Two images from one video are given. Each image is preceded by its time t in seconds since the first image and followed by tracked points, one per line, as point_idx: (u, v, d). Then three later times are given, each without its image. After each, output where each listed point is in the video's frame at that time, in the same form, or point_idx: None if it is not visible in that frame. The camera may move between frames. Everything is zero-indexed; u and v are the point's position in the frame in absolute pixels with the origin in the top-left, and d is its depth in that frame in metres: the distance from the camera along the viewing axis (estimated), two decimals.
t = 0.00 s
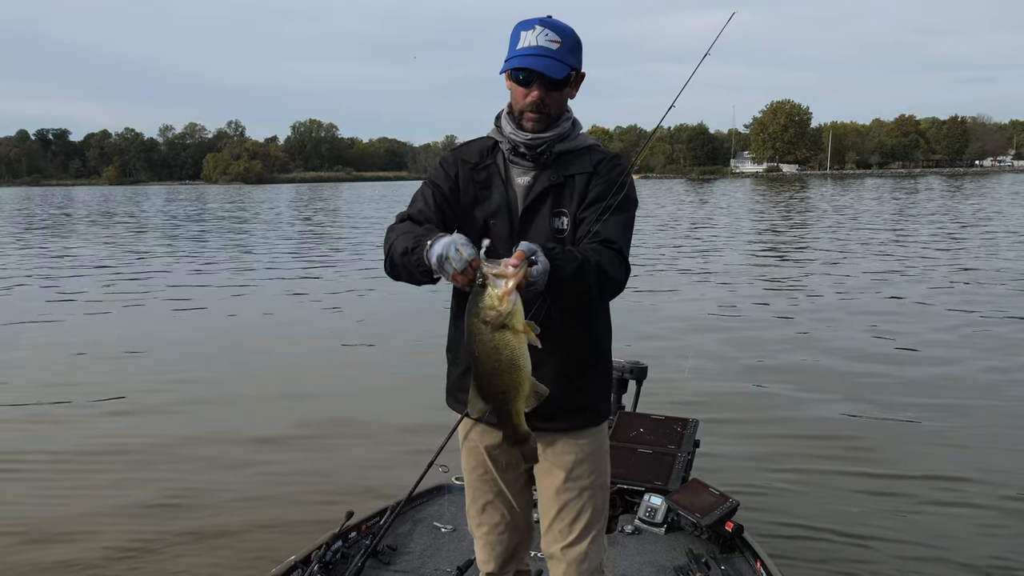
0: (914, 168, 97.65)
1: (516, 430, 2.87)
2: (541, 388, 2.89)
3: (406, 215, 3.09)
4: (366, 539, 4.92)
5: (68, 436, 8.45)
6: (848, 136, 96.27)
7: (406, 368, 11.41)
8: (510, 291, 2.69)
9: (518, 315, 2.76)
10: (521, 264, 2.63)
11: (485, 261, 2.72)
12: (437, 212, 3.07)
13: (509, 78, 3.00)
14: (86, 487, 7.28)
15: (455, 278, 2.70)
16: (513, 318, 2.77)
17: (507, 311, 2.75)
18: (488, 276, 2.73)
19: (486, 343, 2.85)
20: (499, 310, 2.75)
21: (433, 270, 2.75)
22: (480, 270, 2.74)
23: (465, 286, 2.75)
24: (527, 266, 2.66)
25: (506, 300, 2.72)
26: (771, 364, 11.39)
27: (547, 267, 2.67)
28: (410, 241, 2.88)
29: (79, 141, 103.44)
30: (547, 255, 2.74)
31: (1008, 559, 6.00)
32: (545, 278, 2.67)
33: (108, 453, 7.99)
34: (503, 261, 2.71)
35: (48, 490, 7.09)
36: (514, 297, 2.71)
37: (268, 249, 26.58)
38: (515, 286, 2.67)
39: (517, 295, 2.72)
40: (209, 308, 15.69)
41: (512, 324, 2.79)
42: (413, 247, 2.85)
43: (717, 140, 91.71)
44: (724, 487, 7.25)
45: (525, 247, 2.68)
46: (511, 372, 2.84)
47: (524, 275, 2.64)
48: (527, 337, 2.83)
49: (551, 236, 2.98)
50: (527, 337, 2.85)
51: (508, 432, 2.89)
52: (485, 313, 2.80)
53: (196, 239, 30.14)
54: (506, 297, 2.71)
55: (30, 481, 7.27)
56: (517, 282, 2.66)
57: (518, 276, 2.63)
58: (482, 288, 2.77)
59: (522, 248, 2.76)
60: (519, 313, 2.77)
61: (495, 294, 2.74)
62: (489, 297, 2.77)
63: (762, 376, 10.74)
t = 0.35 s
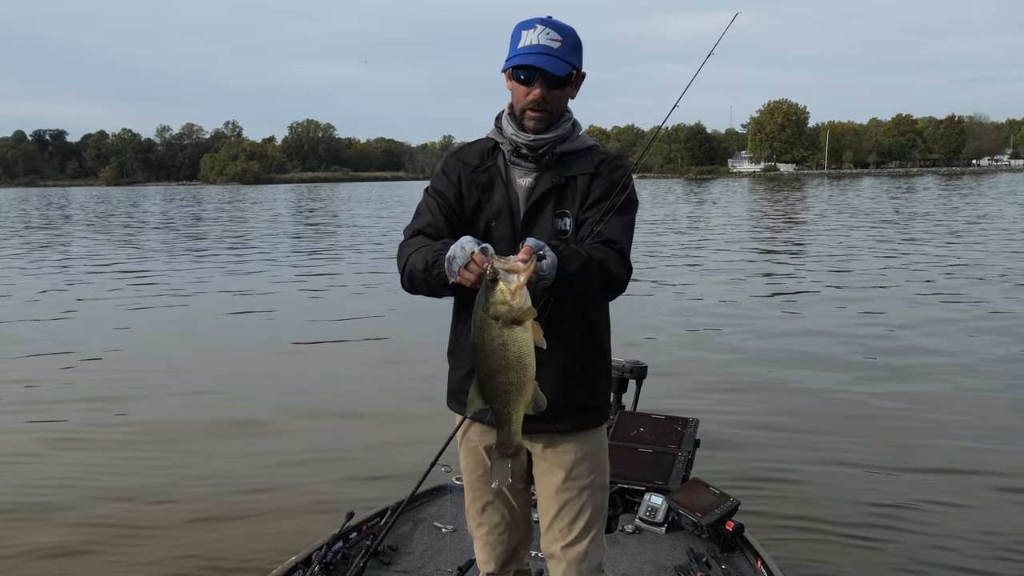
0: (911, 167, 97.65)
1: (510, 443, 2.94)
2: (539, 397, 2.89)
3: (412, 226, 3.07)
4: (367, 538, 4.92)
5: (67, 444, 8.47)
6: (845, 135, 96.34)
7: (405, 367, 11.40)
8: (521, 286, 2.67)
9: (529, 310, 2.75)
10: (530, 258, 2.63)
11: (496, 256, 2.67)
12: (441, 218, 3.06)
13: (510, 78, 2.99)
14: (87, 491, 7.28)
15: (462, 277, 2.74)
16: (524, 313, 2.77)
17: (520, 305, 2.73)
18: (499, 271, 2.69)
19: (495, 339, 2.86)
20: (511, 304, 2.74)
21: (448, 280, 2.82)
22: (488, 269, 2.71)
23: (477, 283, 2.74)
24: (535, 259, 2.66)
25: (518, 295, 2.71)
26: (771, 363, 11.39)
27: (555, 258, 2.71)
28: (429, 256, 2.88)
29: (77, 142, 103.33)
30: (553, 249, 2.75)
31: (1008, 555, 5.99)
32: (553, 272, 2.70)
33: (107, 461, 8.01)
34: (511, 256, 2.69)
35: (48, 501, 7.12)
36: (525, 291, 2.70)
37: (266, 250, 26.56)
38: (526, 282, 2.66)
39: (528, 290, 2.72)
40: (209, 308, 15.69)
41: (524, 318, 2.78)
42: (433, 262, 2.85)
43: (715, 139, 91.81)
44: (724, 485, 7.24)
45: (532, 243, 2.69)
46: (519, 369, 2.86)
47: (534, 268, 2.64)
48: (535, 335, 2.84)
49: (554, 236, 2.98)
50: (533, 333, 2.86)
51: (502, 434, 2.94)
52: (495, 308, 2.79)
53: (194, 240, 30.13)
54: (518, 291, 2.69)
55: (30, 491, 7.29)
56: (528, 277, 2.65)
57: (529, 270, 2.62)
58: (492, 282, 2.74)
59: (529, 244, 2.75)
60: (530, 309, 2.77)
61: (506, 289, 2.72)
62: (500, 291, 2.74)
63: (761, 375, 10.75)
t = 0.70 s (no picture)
0: (910, 166, 97.60)
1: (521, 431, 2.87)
2: (546, 393, 2.89)
3: (408, 227, 3.08)
4: (368, 540, 4.92)
5: (67, 442, 8.46)
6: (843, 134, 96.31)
7: (405, 367, 11.39)
8: (520, 294, 2.70)
9: (526, 317, 2.77)
10: (525, 261, 2.64)
11: (494, 264, 2.72)
12: (438, 220, 3.06)
13: (506, 80, 3.00)
14: (87, 490, 7.28)
15: (455, 270, 2.71)
16: (523, 320, 2.78)
17: (517, 312, 2.75)
18: (497, 280, 2.73)
19: (494, 345, 2.84)
20: (509, 311, 2.75)
21: (441, 276, 2.81)
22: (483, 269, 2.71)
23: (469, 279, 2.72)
24: (530, 262, 2.66)
25: (516, 302, 2.73)
26: (770, 361, 11.39)
27: (550, 260, 2.70)
28: (420, 253, 2.89)
29: (75, 142, 103.21)
30: (551, 251, 2.75)
31: (1008, 554, 6.00)
32: (549, 272, 2.68)
33: (107, 458, 8.00)
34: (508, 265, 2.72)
35: (48, 498, 7.11)
36: (523, 297, 2.72)
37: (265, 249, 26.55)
38: (522, 287, 2.67)
39: (526, 297, 2.74)
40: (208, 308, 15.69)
41: (522, 326, 2.79)
42: (424, 258, 2.87)
43: (714, 139, 91.76)
44: (724, 484, 7.24)
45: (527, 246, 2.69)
46: (518, 370, 2.83)
47: (530, 272, 2.64)
48: (533, 339, 2.83)
49: (556, 238, 2.99)
50: (534, 340, 2.86)
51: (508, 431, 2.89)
52: (494, 315, 2.80)
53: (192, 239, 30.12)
54: (515, 298, 2.72)
55: (30, 488, 7.28)
56: (524, 283, 2.67)
57: (523, 276, 2.63)
58: (491, 291, 2.78)
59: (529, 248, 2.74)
60: (529, 315, 2.78)
61: (504, 297, 2.75)
62: (498, 299, 2.77)
63: (761, 373, 10.75)
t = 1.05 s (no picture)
0: (910, 166, 97.61)
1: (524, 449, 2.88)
2: (546, 407, 2.90)
3: (404, 221, 3.09)
4: (368, 542, 4.93)
5: (69, 441, 8.48)
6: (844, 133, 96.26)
7: (405, 367, 11.39)
8: (516, 307, 2.72)
9: (525, 331, 2.79)
10: (519, 274, 2.65)
11: (490, 279, 2.75)
12: (436, 217, 3.07)
13: (506, 84, 3.01)
14: (89, 489, 7.29)
15: (463, 261, 2.71)
16: (521, 333, 2.79)
17: (515, 325, 2.76)
18: (493, 295, 2.76)
19: (493, 358, 2.85)
20: (507, 324, 2.76)
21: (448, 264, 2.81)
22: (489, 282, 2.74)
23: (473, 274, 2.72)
24: (524, 274, 2.67)
25: (513, 315, 2.75)
26: (771, 361, 11.39)
27: (547, 269, 2.70)
28: (417, 246, 2.90)
29: (75, 142, 103.24)
30: (547, 259, 2.75)
31: (1008, 554, 5.99)
32: (545, 282, 2.69)
33: (108, 458, 8.02)
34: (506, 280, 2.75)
35: (49, 498, 7.12)
36: (520, 311, 2.74)
37: (265, 249, 26.55)
38: (518, 298, 2.69)
39: (524, 309, 2.76)
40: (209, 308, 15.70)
41: (520, 339, 2.80)
42: (421, 250, 2.88)
43: (714, 139, 91.74)
44: (725, 484, 7.24)
45: (522, 259, 2.70)
46: (518, 386, 2.84)
47: (524, 284, 2.65)
48: (532, 352, 2.84)
49: (556, 240, 2.99)
50: (533, 351, 2.86)
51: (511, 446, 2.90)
52: (492, 329, 2.81)
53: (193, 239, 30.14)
54: (513, 312, 2.74)
55: (32, 489, 7.30)
56: (520, 295, 2.68)
57: (519, 288, 2.64)
58: (488, 304, 2.79)
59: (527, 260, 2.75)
60: (527, 327, 2.79)
61: (501, 310, 2.76)
62: (494, 312, 2.78)
63: (761, 373, 10.75)
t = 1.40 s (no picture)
0: (907, 168, 97.82)
1: (535, 449, 2.85)
2: (557, 409, 2.88)
3: (403, 214, 3.08)
4: (367, 542, 4.92)
5: (68, 438, 8.46)
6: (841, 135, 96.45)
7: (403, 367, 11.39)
8: (510, 310, 2.70)
9: (525, 333, 2.75)
10: (514, 281, 2.66)
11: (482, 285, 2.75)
12: (436, 215, 3.06)
13: (509, 84, 3.01)
14: (87, 486, 7.28)
15: (459, 268, 2.72)
16: (520, 337, 2.75)
17: (511, 329, 2.73)
18: (486, 299, 2.75)
19: (495, 366, 2.83)
20: (503, 330, 2.75)
21: (443, 262, 2.79)
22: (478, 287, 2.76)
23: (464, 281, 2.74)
24: (521, 279, 2.68)
25: (507, 319, 2.72)
26: (770, 362, 11.40)
27: (543, 274, 2.69)
28: (414, 240, 2.89)
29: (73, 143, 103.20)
30: (543, 263, 2.74)
31: (1009, 552, 5.99)
32: (542, 287, 2.68)
33: (106, 455, 8.00)
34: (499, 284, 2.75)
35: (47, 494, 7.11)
36: (515, 314, 2.71)
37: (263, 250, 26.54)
38: (513, 304, 2.68)
39: (519, 313, 2.72)
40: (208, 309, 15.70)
41: (519, 343, 2.77)
42: (419, 243, 2.87)
43: (711, 141, 91.86)
44: (724, 484, 7.24)
45: (518, 264, 2.70)
46: (523, 392, 2.81)
47: (519, 291, 2.66)
48: (535, 356, 2.81)
49: (556, 241, 2.98)
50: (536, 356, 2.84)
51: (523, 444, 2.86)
52: (489, 335, 2.80)
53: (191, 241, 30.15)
54: (507, 315, 2.71)
55: (30, 485, 7.29)
56: (514, 299, 2.67)
57: (513, 294, 2.65)
58: (483, 312, 2.79)
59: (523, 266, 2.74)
60: (525, 330, 2.75)
61: (495, 315, 2.74)
62: (492, 319, 2.77)
63: (761, 374, 10.76)
